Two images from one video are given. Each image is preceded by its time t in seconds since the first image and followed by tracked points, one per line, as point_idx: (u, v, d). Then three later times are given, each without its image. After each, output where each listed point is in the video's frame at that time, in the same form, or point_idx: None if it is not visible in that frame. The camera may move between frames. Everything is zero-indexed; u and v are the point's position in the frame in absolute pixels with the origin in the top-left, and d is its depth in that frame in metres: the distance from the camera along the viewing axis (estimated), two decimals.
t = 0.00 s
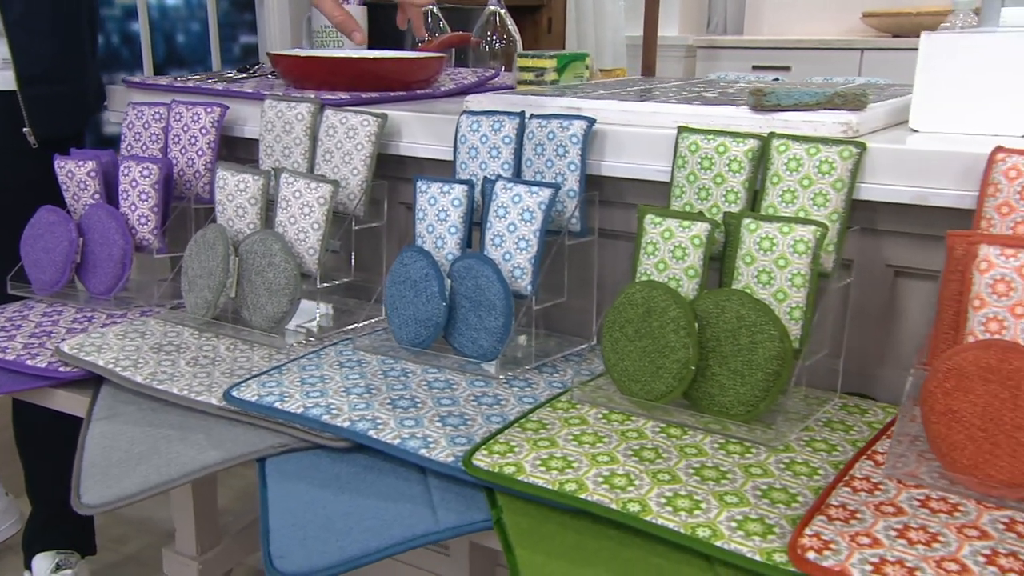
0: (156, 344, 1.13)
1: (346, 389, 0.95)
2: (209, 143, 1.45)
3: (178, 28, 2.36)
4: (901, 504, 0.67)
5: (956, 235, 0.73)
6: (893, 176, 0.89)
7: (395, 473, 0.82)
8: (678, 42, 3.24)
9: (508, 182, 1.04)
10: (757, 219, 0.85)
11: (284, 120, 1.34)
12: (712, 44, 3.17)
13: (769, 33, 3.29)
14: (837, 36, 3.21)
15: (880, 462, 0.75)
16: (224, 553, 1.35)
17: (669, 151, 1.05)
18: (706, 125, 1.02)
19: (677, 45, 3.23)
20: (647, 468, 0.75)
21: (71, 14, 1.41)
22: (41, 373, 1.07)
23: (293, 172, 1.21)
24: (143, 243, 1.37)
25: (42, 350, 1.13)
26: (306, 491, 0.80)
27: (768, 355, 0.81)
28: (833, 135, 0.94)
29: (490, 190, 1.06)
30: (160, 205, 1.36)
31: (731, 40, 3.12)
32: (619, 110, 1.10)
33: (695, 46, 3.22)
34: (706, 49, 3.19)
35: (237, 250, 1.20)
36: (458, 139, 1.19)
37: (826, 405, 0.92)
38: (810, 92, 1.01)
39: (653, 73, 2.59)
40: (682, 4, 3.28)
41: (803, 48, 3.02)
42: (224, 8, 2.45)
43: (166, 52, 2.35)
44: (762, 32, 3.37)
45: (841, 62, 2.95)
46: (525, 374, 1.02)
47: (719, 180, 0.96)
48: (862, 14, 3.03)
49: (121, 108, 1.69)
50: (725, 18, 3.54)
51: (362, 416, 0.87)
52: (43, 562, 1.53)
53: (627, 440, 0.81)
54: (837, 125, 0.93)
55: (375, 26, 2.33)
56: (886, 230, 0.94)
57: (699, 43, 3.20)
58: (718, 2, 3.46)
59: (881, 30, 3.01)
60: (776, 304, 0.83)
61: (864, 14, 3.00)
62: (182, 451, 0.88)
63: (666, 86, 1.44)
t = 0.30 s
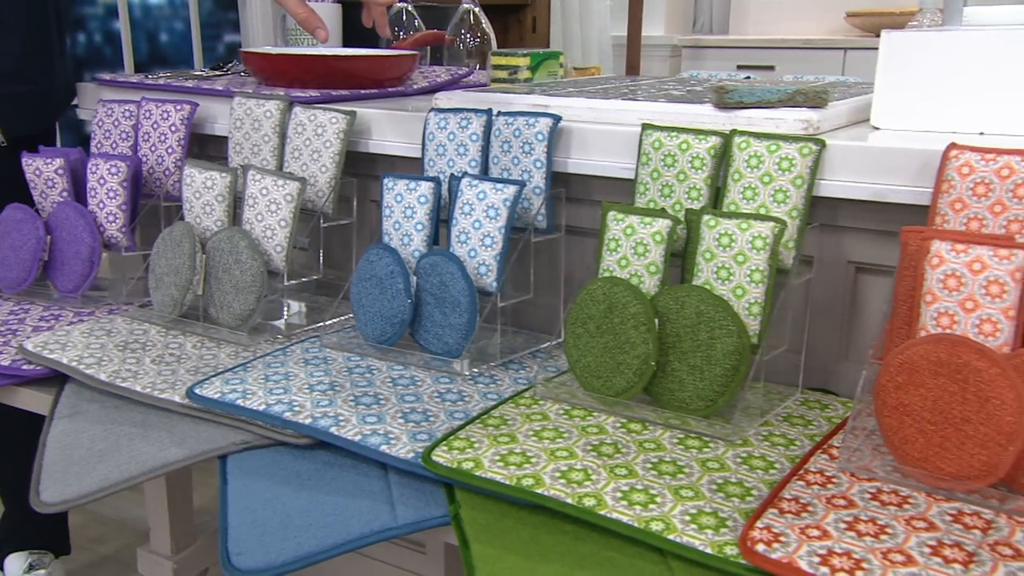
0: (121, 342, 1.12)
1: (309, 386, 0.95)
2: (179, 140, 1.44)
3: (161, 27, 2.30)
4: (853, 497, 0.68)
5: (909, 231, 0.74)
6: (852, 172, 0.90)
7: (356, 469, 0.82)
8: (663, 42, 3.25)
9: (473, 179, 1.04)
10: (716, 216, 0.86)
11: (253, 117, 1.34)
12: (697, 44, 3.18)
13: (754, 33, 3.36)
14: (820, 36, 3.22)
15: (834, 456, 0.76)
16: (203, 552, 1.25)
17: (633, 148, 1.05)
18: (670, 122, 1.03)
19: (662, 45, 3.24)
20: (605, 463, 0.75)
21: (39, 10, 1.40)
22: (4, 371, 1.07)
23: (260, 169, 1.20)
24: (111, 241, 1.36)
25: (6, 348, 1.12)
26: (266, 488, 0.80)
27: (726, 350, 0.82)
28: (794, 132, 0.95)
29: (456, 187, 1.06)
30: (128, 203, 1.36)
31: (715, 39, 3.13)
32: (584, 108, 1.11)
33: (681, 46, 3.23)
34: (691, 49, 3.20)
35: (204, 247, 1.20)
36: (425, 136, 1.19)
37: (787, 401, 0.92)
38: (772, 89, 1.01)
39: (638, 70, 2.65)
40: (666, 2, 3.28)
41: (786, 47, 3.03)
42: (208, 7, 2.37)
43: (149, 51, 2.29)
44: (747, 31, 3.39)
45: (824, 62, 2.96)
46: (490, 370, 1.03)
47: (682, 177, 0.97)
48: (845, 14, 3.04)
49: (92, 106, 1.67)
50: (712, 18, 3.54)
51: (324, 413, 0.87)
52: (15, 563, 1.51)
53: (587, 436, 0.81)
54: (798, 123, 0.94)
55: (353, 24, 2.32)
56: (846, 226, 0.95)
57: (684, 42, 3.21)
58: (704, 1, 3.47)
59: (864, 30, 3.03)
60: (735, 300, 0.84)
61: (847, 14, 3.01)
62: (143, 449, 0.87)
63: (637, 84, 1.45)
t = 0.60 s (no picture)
0: (85, 340, 1.12)
1: (272, 383, 0.95)
2: (148, 137, 1.43)
3: (144, 26, 2.20)
4: (805, 490, 0.68)
5: (863, 227, 0.74)
6: (810, 170, 0.91)
7: (316, 466, 0.82)
8: (648, 42, 3.25)
9: (438, 176, 1.04)
10: (676, 212, 0.86)
11: (221, 115, 1.33)
12: (681, 43, 3.18)
13: (739, 33, 3.35)
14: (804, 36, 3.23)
15: (790, 450, 0.76)
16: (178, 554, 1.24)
17: (598, 146, 1.06)
18: (634, 119, 1.03)
19: (647, 45, 3.25)
20: (562, 458, 0.75)
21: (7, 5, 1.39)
22: None
23: (226, 166, 1.20)
24: (79, 239, 1.35)
25: None
26: (225, 485, 0.80)
27: (684, 346, 0.82)
28: (755, 130, 0.95)
29: (421, 184, 1.07)
30: (96, 201, 1.35)
31: (700, 39, 3.13)
32: (550, 106, 1.11)
33: (666, 45, 3.23)
34: (675, 48, 3.20)
35: (171, 245, 1.19)
36: (393, 134, 1.19)
37: (748, 396, 0.93)
38: (734, 87, 1.02)
39: (621, 70, 2.73)
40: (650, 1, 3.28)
41: (770, 47, 3.04)
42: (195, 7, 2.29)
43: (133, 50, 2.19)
44: (731, 31, 3.40)
45: (807, 61, 2.97)
46: (455, 367, 1.03)
47: (644, 174, 0.97)
48: (829, 14, 3.05)
49: (61, 103, 1.66)
50: (698, 18, 3.55)
51: (286, 410, 0.87)
52: None
53: (547, 431, 0.82)
54: (759, 120, 0.95)
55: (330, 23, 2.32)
56: (807, 223, 0.96)
57: (669, 42, 3.21)
58: (689, 1, 3.48)
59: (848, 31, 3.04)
60: (694, 296, 0.85)
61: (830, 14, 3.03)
62: (103, 447, 0.87)
63: (609, 82, 1.45)
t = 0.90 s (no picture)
0: (50, 338, 1.12)
1: (235, 380, 0.94)
2: (117, 135, 1.43)
3: (127, 25, 1.98)
4: (758, 484, 0.69)
5: (818, 223, 0.75)
6: (771, 167, 0.92)
7: (276, 463, 0.82)
8: (633, 41, 3.25)
9: (403, 173, 1.04)
10: (636, 209, 0.87)
11: (189, 113, 1.33)
12: (667, 43, 3.18)
13: (724, 33, 3.39)
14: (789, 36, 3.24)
15: (746, 445, 0.77)
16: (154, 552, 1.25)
17: (563, 143, 1.06)
18: (599, 117, 1.03)
19: (632, 45, 3.25)
20: (521, 454, 0.76)
21: None
22: None
23: (193, 164, 1.20)
24: (47, 237, 1.35)
25: None
26: (185, 482, 0.80)
27: (644, 342, 0.83)
28: (717, 127, 0.96)
29: (386, 182, 1.07)
30: (64, 199, 1.34)
31: (686, 38, 3.13)
32: (517, 103, 1.11)
33: (652, 45, 3.23)
34: (661, 48, 3.20)
35: (137, 242, 1.19)
36: (361, 131, 1.19)
37: (711, 392, 0.94)
38: (698, 84, 1.02)
39: (605, 68, 2.74)
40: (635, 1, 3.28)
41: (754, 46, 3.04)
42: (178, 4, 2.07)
43: (115, 49, 1.97)
44: (716, 31, 3.41)
45: (791, 61, 2.98)
46: (421, 364, 1.03)
47: (608, 171, 0.97)
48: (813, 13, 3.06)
49: (31, 100, 1.65)
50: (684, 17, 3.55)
51: (247, 407, 0.87)
52: None
53: (507, 427, 0.82)
54: (721, 118, 0.95)
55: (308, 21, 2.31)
56: (769, 220, 0.97)
57: (654, 41, 3.21)
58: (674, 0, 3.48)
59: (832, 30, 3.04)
60: (654, 292, 0.85)
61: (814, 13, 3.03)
62: (64, 444, 0.85)
63: (580, 80, 1.45)
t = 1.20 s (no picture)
0: (15, 337, 1.11)
1: (200, 378, 0.94)
2: (87, 133, 1.42)
3: (111, 24, 1.90)
4: (714, 478, 0.70)
5: (775, 220, 0.75)
6: (733, 164, 0.92)
7: (237, 460, 0.81)
8: (620, 41, 3.26)
9: (370, 171, 1.04)
10: (598, 206, 0.87)
11: (158, 110, 1.32)
12: (653, 42, 3.19)
13: (711, 33, 3.40)
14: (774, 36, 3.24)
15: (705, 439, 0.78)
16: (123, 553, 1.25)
17: (529, 141, 1.07)
18: (566, 114, 1.04)
19: (620, 45, 3.26)
20: (480, 450, 0.76)
21: None
22: None
23: (160, 161, 1.19)
24: (13, 235, 1.33)
25: None
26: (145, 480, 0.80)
27: (605, 338, 0.83)
28: (681, 125, 0.96)
29: (353, 179, 1.07)
30: (31, 197, 1.32)
31: (672, 38, 3.13)
32: (485, 100, 1.11)
33: (638, 45, 3.23)
34: (647, 48, 3.21)
35: (104, 240, 1.18)
36: (330, 129, 1.18)
37: (675, 388, 0.94)
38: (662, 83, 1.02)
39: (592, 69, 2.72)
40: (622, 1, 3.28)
41: (739, 46, 3.04)
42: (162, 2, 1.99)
43: (98, 48, 1.89)
44: (703, 31, 3.41)
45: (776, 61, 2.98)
46: (387, 361, 1.03)
47: (573, 168, 0.98)
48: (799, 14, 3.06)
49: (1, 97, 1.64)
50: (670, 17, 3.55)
51: (209, 405, 0.87)
52: None
53: (469, 424, 0.82)
54: (684, 115, 0.96)
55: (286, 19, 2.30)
56: (734, 217, 0.97)
57: (641, 41, 3.22)
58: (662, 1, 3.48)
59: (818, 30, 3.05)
60: (616, 288, 0.85)
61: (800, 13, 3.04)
62: (23, 444, 0.82)
63: (553, 79, 1.46)
